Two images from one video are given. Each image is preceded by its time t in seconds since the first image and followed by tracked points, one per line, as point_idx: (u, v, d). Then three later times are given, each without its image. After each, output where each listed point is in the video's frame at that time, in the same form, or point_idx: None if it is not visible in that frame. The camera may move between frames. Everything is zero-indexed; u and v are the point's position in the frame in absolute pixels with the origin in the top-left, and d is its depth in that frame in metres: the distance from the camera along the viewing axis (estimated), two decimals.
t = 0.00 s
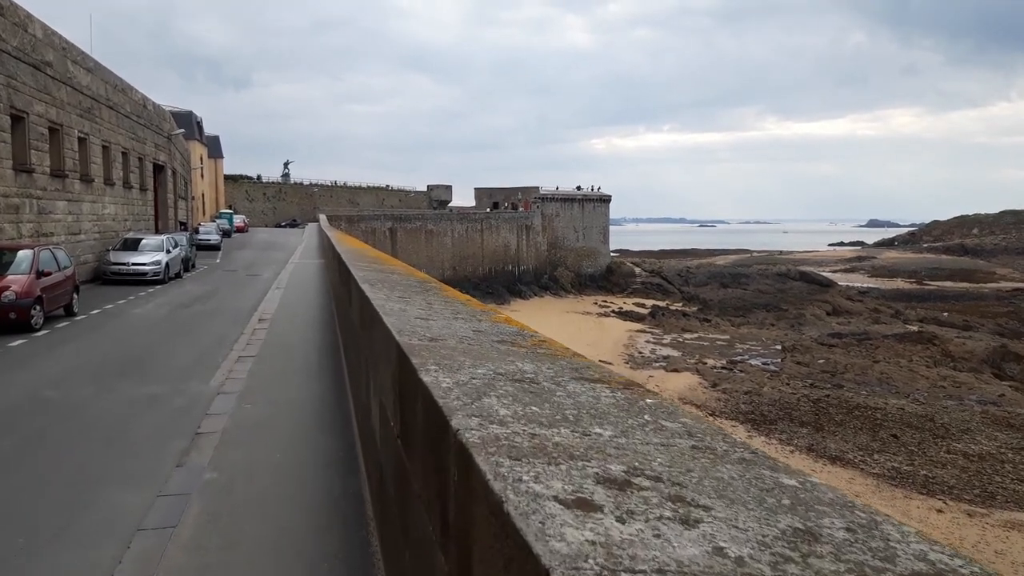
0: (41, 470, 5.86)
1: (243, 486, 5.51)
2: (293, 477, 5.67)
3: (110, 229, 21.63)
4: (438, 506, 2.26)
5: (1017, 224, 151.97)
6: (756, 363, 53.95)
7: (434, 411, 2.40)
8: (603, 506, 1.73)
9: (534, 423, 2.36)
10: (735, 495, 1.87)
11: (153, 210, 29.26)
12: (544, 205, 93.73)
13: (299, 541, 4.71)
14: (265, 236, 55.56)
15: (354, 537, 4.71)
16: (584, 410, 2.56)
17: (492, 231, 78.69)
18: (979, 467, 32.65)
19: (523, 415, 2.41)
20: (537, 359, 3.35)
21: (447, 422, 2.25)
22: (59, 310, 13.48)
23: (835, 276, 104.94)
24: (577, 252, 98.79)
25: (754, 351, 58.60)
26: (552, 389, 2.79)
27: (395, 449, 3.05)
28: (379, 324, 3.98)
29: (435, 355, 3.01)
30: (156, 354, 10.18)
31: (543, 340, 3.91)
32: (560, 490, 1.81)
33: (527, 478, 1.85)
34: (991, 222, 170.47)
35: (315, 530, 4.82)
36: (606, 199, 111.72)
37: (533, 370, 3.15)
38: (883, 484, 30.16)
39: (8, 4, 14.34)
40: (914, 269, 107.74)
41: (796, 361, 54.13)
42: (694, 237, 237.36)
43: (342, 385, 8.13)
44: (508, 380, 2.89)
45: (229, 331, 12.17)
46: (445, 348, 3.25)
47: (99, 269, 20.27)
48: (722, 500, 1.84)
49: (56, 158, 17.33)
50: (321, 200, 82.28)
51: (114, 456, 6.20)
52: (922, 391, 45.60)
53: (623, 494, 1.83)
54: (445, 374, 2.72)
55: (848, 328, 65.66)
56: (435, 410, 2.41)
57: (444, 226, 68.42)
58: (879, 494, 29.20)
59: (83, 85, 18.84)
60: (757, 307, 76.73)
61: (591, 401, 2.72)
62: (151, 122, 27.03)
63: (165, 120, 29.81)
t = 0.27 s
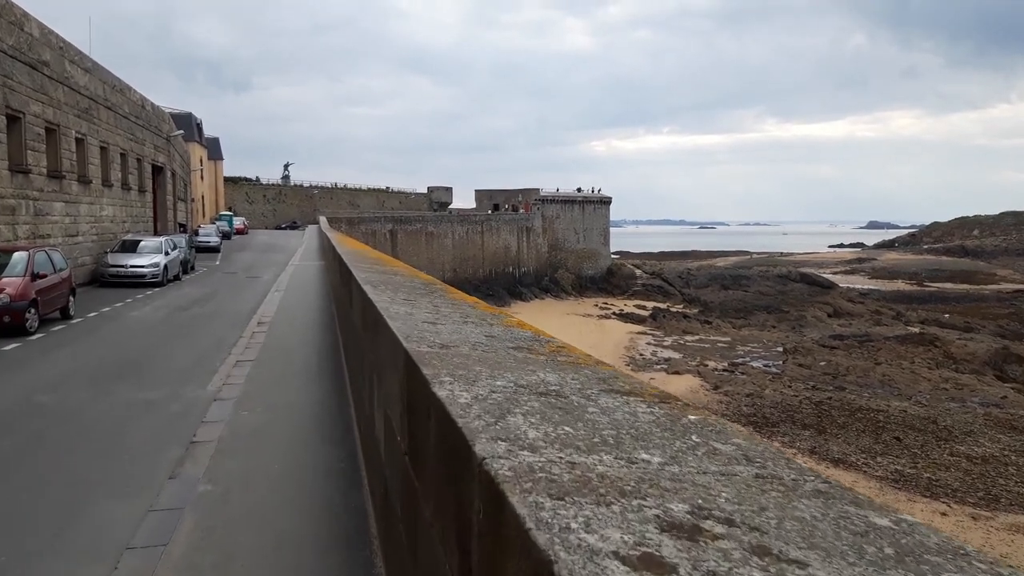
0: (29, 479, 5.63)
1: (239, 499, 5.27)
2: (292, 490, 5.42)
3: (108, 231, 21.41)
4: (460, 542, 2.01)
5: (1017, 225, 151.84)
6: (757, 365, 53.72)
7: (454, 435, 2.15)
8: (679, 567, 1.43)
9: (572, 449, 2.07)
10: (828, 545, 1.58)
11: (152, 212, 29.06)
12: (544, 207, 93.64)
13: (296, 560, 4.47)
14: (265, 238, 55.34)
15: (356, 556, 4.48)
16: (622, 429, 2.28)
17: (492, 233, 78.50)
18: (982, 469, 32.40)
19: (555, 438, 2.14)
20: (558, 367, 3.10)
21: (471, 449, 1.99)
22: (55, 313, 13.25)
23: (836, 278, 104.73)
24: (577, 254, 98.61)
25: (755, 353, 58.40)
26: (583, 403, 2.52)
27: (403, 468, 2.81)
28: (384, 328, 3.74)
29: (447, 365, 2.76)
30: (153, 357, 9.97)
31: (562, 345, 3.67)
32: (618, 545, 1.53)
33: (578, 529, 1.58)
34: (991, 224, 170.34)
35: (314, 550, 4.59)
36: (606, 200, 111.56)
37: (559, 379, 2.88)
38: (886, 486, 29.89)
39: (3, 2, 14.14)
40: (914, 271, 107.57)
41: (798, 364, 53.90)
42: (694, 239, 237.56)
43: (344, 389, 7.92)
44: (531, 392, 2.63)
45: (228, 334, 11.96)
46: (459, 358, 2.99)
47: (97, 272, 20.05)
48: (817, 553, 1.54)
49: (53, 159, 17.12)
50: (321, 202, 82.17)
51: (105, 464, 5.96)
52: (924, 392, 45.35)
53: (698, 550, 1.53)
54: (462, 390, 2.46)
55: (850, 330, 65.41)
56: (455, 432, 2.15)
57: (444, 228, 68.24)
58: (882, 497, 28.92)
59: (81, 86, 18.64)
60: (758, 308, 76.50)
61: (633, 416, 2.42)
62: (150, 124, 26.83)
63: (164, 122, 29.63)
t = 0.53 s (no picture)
0: (9, 505, 5.36)
1: (229, 527, 4.98)
2: (286, 518, 5.13)
3: (106, 237, 21.19)
4: None
5: (1017, 232, 151.64)
6: (759, 372, 53.41)
7: (471, 493, 1.80)
8: None
9: (616, 515, 1.69)
10: None
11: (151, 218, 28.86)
12: (545, 213, 93.52)
13: None
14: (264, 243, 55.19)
15: None
16: (670, 484, 1.90)
17: (493, 240, 78.33)
18: (986, 478, 32.07)
19: (595, 502, 1.77)
20: (582, 399, 2.77)
21: (489, 509, 1.68)
22: (49, 321, 13.01)
23: (837, 285, 104.52)
24: (578, 261, 98.48)
25: (757, 360, 58.12)
26: (621, 448, 2.17)
27: (409, 512, 2.55)
28: (387, 348, 3.46)
29: (459, 399, 2.49)
30: (147, 370, 9.71)
31: (583, 369, 3.38)
32: None
33: None
34: (992, 231, 170.15)
35: None
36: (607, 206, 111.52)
37: (591, 416, 2.53)
38: (890, 495, 29.54)
39: None
40: (915, 278, 107.41)
41: (800, 371, 53.60)
42: (695, 246, 237.60)
43: (343, 405, 7.67)
44: (557, 431, 2.31)
45: (226, 344, 11.72)
46: (472, 388, 2.69)
47: (94, 279, 19.80)
48: None
49: (49, 165, 16.90)
50: (322, 208, 82.09)
51: (90, 489, 5.69)
52: (926, 400, 45.04)
53: None
54: (478, 431, 2.17)
55: (851, 337, 65.13)
56: (472, 490, 1.80)
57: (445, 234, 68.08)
58: (886, 506, 28.57)
59: (79, 91, 18.45)
60: (759, 315, 76.24)
61: (685, 464, 2.06)
62: (150, 129, 26.64)
63: (164, 127, 29.47)
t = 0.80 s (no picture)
0: None
1: (226, 542, 4.72)
2: (286, 533, 4.87)
3: (104, 239, 20.95)
4: None
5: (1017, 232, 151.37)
6: (760, 374, 53.14)
7: (520, 545, 1.54)
8: None
9: None
10: None
11: (149, 219, 28.60)
12: (545, 215, 93.31)
13: None
14: (264, 245, 54.93)
15: None
16: (761, 535, 1.63)
17: (493, 241, 78.09)
18: (990, 480, 31.80)
19: (682, 563, 1.48)
20: (623, 419, 2.51)
21: (546, 570, 1.41)
22: (44, 324, 12.77)
23: (837, 286, 104.21)
24: (579, 262, 98.25)
25: (758, 361, 57.86)
26: (689, 485, 1.90)
27: (425, 547, 2.32)
28: (395, 356, 3.20)
29: (487, 420, 2.24)
30: (142, 374, 9.45)
31: (611, 380, 3.12)
32: None
33: None
34: (992, 231, 169.94)
35: None
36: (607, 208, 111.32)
37: (638, 441, 2.27)
38: (894, 498, 29.26)
39: None
40: (915, 279, 107.12)
41: (802, 372, 53.32)
42: (694, 247, 237.46)
43: (345, 412, 7.42)
44: (606, 462, 2.05)
45: (224, 347, 11.46)
46: (501, 409, 2.43)
47: (91, 281, 19.56)
48: None
49: (45, 165, 16.67)
50: (321, 210, 81.89)
51: (80, 500, 5.44)
52: (929, 402, 44.77)
53: None
54: (514, 464, 1.92)
55: (853, 338, 64.87)
56: (522, 543, 1.53)
57: (445, 235, 67.83)
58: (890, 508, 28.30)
59: (75, 90, 18.21)
60: (760, 317, 75.97)
61: (770, 505, 1.80)
62: (147, 130, 26.38)
63: (162, 128, 29.24)
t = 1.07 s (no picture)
0: None
1: (219, 567, 4.42)
2: (283, 555, 4.58)
3: (100, 239, 20.67)
4: None
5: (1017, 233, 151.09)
6: (762, 375, 52.87)
7: None
8: None
9: None
10: None
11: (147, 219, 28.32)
12: (546, 215, 93.06)
13: None
14: (263, 245, 54.65)
15: None
16: None
17: (493, 241, 77.78)
18: (993, 483, 31.53)
19: None
20: (681, 460, 2.16)
21: None
22: (38, 327, 12.49)
23: (838, 287, 103.89)
24: (579, 262, 98.00)
25: (760, 362, 57.59)
26: (795, 565, 1.52)
27: None
28: (408, 376, 2.92)
29: (524, 470, 1.90)
30: (137, 378, 9.17)
31: (650, 403, 2.82)
32: None
33: None
34: (992, 232, 169.62)
35: None
36: (607, 208, 111.10)
37: (705, 493, 1.88)
38: (897, 501, 28.96)
39: None
40: (916, 280, 106.83)
41: (803, 374, 53.03)
42: (695, 247, 237.19)
43: (347, 420, 7.13)
44: (677, 529, 1.67)
45: (222, 349, 11.19)
46: (535, 451, 2.09)
47: (87, 281, 19.28)
48: None
49: (41, 164, 16.39)
50: (321, 209, 81.65)
51: (68, 514, 5.15)
52: (931, 403, 44.48)
53: None
54: (569, 539, 1.55)
55: (854, 339, 64.60)
56: None
57: (445, 235, 67.56)
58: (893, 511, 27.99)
59: (72, 88, 17.93)
60: (760, 317, 75.67)
61: None
62: (145, 129, 26.10)
63: (161, 127, 28.98)
